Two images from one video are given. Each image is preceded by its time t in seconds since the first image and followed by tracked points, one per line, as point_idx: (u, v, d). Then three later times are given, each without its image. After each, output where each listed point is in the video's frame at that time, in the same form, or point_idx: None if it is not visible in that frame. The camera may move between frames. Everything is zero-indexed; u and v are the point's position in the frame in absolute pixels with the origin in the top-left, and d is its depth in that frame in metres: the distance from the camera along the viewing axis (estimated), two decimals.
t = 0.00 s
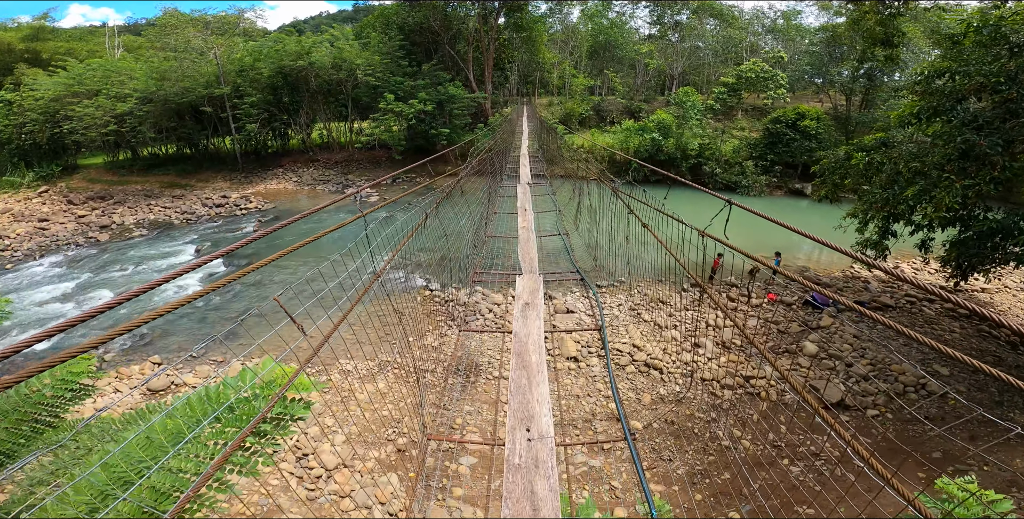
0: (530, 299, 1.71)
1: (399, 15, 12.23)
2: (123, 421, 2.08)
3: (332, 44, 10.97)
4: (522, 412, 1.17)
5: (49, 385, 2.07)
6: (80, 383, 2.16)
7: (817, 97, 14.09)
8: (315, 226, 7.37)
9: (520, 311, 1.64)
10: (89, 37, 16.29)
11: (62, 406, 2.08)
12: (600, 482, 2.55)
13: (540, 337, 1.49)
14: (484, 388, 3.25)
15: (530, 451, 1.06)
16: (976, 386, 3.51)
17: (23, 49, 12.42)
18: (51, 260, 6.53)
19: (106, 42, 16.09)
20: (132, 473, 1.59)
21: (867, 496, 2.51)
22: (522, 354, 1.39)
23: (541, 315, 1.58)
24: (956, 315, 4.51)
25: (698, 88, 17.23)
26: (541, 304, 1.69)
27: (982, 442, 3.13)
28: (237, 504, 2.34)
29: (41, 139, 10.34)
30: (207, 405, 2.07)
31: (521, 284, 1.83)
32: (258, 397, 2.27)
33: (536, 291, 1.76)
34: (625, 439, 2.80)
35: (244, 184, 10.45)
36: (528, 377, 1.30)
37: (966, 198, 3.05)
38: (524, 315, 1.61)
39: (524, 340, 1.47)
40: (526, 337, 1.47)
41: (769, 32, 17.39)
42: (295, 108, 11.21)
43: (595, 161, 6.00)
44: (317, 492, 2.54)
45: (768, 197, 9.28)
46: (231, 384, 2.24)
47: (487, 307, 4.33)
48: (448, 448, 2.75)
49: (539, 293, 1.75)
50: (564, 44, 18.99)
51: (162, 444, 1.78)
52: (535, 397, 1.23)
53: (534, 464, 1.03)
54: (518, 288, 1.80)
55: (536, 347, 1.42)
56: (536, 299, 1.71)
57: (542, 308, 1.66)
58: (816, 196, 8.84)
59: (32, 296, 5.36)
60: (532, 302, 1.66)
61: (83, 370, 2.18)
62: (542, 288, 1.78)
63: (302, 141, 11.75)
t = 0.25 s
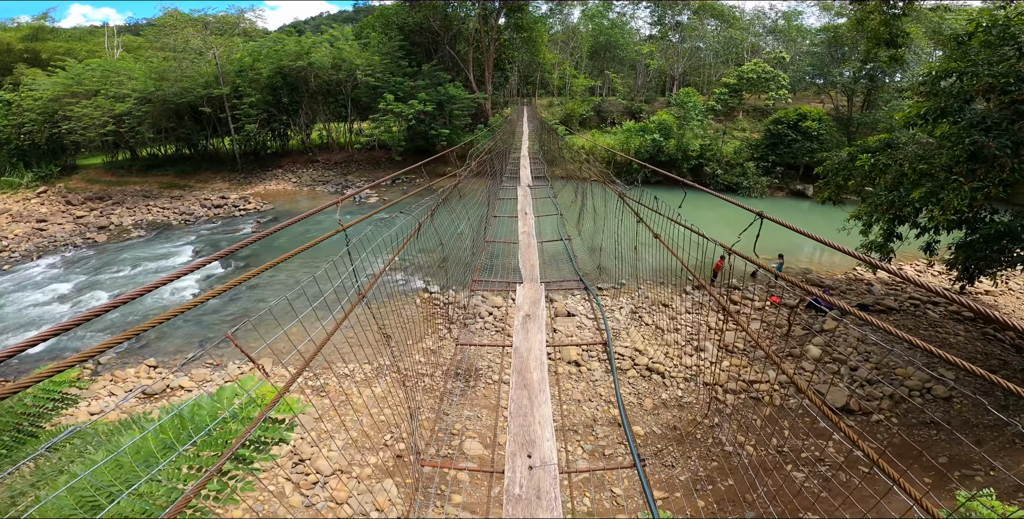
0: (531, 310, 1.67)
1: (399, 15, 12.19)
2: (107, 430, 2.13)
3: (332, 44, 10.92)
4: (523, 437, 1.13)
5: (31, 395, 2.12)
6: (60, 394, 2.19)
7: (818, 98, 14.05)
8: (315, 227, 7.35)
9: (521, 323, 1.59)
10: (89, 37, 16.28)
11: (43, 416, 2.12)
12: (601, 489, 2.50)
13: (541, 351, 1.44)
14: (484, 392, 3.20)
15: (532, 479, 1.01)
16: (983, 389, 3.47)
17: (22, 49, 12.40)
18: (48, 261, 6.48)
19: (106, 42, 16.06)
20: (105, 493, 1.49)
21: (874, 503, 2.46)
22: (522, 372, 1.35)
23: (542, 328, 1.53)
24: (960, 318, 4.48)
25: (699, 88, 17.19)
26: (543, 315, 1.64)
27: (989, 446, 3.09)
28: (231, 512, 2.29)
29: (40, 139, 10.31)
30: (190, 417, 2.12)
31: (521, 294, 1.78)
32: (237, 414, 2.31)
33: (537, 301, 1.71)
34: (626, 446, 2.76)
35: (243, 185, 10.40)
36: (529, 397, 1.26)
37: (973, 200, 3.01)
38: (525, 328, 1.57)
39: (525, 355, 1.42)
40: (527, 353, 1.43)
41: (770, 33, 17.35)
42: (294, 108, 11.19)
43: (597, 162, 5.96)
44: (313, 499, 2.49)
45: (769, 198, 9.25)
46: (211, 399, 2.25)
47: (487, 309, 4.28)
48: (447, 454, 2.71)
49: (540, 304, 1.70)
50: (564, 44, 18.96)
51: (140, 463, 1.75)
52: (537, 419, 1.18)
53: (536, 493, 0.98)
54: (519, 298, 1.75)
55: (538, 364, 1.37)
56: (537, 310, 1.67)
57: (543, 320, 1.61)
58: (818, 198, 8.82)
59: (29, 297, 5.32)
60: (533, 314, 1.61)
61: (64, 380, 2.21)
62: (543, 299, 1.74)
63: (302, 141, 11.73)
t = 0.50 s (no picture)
0: (531, 327, 1.65)
1: (398, 17, 12.16)
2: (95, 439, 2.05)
3: (331, 46, 10.88)
4: (522, 464, 1.10)
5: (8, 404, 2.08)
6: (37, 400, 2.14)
7: (818, 100, 14.01)
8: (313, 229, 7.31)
9: (520, 341, 1.57)
10: (88, 38, 16.27)
11: (24, 428, 1.97)
12: (601, 498, 2.45)
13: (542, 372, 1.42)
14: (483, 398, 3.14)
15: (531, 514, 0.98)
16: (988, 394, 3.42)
17: (21, 51, 12.37)
18: (43, 264, 6.44)
19: (105, 43, 16.03)
20: (108, 500, 1.33)
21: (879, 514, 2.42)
22: (522, 394, 1.33)
23: (542, 347, 1.52)
24: (964, 323, 4.44)
25: (699, 91, 17.16)
26: (543, 332, 1.63)
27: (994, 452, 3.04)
28: None
29: (37, 140, 10.26)
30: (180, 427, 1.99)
31: (521, 309, 1.76)
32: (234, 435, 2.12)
33: (537, 317, 1.70)
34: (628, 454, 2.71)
35: (241, 187, 10.35)
36: (529, 422, 1.24)
37: (980, 205, 2.95)
38: (524, 346, 1.55)
39: (525, 376, 1.40)
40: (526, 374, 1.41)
41: (770, 36, 17.33)
42: (293, 110, 11.16)
43: (597, 164, 5.92)
44: (308, 509, 2.45)
45: (770, 201, 9.22)
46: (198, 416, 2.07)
47: (487, 314, 4.23)
48: (445, 462, 2.67)
49: (540, 320, 1.69)
50: (564, 47, 18.93)
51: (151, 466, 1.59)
52: (537, 445, 1.16)
53: None
54: (519, 313, 1.73)
55: (538, 385, 1.35)
56: (537, 327, 1.65)
57: (544, 337, 1.59)
58: (818, 201, 8.79)
59: (25, 300, 5.26)
60: (533, 331, 1.60)
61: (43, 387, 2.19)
62: (543, 314, 1.72)
63: (301, 143, 11.69)
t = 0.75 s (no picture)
0: (530, 340, 1.51)
1: (397, 18, 12.13)
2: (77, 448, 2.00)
3: (330, 47, 10.84)
4: (521, 496, 0.94)
5: None
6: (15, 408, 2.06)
7: (818, 101, 13.98)
8: (311, 232, 7.26)
9: (519, 355, 1.43)
10: (86, 39, 16.22)
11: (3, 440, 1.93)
12: (601, 506, 2.40)
13: (541, 389, 1.28)
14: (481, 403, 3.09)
15: None
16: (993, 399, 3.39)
17: (18, 52, 12.34)
18: (39, 266, 6.38)
19: (102, 44, 15.99)
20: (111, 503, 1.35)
21: None
22: (520, 415, 1.18)
23: (543, 362, 1.37)
24: (967, 326, 4.40)
25: (698, 92, 17.15)
26: (543, 345, 1.49)
27: (999, 457, 3.02)
28: None
29: (34, 142, 10.21)
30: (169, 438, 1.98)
31: (520, 320, 1.62)
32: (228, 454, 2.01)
33: (537, 329, 1.56)
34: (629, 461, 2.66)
35: (239, 188, 10.31)
36: (528, 446, 1.09)
37: (987, 208, 2.90)
38: (523, 361, 1.41)
39: (524, 395, 1.25)
40: (525, 393, 1.26)
41: (769, 37, 17.33)
42: (292, 112, 11.12)
43: (596, 166, 5.87)
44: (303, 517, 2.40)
45: (770, 203, 9.19)
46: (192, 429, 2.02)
47: (485, 318, 4.17)
48: (442, 469, 2.63)
49: (540, 331, 1.55)
50: (563, 48, 18.90)
51: (131, 477, 1.48)
52: (537, 472, 1.01)
53: None
54: (517, 324, 1.59)
55: (538, 406, 1.21)
56: (537, 340, 1.51)
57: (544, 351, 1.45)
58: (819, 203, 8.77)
59: (19, 304, 5.20)
60: (533, 345, 1.46)
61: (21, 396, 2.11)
62: (543, 326, 1.58)
63: (299, 145, 11.65)
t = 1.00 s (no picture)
0: (528, 350, 1.40)
1: (396, 18, 12.10)
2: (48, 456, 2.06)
3: (329, 47, 10.80)
4: None
5: None
6: None
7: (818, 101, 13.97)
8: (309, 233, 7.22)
9: (516, 367, 1.33)
10: (84, 39, 16.17)
11: None
12: (602, 511, 2.36)
13: (541, 405, 1.18)
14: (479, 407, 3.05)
15: None
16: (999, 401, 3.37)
17: (16, 52, 12.30)
18: (35, 267, 6.34)
19: (101, 44, 15.94)
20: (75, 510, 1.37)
21: None
22: (517, 433, 1.07)
23: (542, 375, 1.27)
24: (970, 327, 4.38)
25: (698, 92, 17.14)
26: (542, 356, 1.39)
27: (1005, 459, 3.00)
28: None
29: (32, 142, 10.17)
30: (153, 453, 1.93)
31: (518, 329, 1.52)
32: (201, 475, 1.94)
33: (536, 338, 1.45)
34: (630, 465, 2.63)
35: (238, 189, 10.27)
36: (525, 467, 0.99)
37: (995, 208, 2.86)
38: (521, 373, 1.30)
39: (521, 411, 1.15)
40: (522, 409, 1.16)
41: (769, 36, 17.33)
42: (290, 112, 11.09)
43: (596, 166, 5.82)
44: None
45: (771, 203, 9.16)
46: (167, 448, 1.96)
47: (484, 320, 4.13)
48: (441, 474, 2.59)
49: (539, 340, 1.44)
50: (563, 48, 18.87)
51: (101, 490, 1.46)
52: (535, 497, 0.91)
53: None
54: (514, 334, 1.49)
55: (536, 422, 1.10)
56: (536, 349, 1.41)
57: (543, 363, 1.35)
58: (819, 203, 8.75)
59: (14, 305, 5.16)
60: (531, 355, 1.35)
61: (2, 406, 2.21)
62: (542, 334, 1.48)
63: (298, 145, 11.62)
